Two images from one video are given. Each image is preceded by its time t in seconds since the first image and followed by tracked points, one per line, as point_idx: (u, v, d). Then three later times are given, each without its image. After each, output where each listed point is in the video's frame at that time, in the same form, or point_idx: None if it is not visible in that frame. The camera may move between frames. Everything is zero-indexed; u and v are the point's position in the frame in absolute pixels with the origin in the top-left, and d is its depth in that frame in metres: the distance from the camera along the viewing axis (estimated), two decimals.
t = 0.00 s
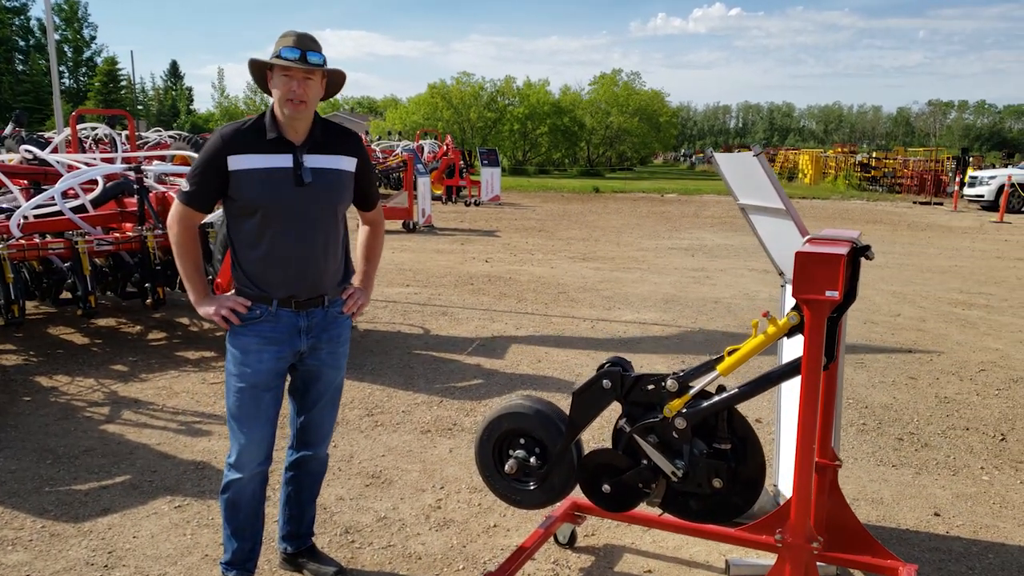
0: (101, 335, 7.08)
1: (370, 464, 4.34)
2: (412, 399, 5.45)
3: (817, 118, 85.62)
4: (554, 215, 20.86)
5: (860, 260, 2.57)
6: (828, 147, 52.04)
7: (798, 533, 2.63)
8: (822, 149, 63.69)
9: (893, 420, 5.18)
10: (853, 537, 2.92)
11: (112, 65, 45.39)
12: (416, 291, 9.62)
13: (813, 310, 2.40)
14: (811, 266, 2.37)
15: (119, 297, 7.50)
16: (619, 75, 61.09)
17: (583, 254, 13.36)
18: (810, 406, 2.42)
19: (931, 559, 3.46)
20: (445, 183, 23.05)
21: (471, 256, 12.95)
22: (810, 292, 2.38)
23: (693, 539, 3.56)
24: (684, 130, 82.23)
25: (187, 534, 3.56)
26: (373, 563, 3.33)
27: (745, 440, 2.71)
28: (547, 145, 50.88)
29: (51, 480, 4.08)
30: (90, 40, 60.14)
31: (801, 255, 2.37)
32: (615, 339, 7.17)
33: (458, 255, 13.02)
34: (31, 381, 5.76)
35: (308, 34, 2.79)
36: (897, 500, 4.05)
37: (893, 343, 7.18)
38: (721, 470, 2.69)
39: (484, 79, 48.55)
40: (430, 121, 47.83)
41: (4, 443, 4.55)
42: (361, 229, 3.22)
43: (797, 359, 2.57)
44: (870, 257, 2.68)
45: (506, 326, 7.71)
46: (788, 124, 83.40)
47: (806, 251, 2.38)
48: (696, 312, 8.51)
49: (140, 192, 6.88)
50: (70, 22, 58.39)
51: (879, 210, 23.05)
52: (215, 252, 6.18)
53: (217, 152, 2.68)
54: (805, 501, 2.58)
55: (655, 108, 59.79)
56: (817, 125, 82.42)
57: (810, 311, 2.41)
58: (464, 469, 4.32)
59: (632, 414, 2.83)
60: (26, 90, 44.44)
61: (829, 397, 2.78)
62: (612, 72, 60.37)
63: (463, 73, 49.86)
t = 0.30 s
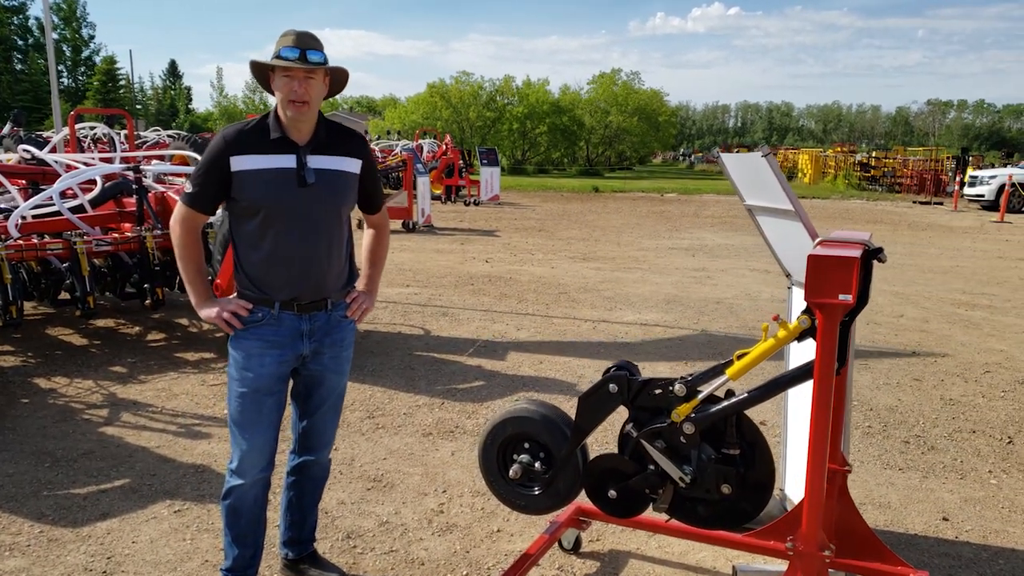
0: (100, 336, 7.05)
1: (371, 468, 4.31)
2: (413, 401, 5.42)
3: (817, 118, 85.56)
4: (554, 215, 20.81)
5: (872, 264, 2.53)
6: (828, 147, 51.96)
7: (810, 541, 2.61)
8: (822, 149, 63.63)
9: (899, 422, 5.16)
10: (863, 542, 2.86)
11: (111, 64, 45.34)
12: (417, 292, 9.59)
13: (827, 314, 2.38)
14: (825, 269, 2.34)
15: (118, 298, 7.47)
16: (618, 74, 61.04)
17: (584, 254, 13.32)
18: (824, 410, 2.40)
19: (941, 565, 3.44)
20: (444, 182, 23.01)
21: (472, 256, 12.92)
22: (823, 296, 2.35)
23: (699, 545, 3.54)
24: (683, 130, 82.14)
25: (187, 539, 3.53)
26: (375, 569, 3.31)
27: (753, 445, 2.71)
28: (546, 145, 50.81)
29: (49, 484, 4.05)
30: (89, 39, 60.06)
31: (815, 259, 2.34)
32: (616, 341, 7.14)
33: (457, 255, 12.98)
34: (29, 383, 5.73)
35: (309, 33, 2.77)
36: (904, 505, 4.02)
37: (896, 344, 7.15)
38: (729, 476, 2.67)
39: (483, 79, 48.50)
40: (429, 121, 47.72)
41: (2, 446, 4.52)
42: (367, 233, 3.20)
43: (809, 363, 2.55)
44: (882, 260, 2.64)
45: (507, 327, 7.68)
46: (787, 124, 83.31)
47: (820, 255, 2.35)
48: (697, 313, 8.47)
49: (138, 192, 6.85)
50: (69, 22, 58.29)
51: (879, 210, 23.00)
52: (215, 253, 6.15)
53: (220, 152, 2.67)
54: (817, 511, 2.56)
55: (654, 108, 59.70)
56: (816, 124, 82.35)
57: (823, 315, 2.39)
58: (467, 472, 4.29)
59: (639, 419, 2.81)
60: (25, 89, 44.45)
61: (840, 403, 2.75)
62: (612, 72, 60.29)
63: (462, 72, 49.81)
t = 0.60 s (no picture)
0: (107, 337, 7.06)
1: (381, 469, 4.32)
2: (422, 401, 5.42)
3: (818, 117, 85.48)
4: (556, 215, 20.80)
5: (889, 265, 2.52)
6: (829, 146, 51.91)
7: (827, 542, 2.62)
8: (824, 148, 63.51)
9: (907, 422, 5.16)
10: (877, 542, 2.85)
11: (111, 63, 45.39)
12: (421, 292, 9.60)
13: (845, 316, 2.39)
14: (843, 271, 2.35)
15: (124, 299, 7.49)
16: (619, 74, 61.05)
17: (587, 254, 13.31)
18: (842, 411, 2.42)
19: (954, 565, 3.44)
20: (445, 182, 23.01)
21: (475, 256, 12.92)
22: (841, 298, 2.36)
23: (711, 545, 3.55)
24: (684, 129, 82.07)
25: (200, 540, 3.54)
26: (388, 570, 3.31)
27: (768, 447, 2.71)
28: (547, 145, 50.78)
29: (60, 485, 4.06)
30: (90, 40, 60.11)
31: (833, 260, 2.35)
32: (621, 341, 7.14)
33: (461, 255, 12.98)
34: (37, 383, 5.75)
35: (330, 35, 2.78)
36: (915, 505, 4.02)
37: (902, 345, 7.14)
38: (745, 477, 2.69)
39: (484, 78, 48.48)
40: (430, 120, 47.67)
41: (11, 446, 4.53)
42: (382, 233, 3.20)
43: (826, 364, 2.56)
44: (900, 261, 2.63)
45: (513, 327, 7.68)
46: (789, 123, 83.19)
47: (838, 257, 2.36)
48: (702, 313, 8.47)
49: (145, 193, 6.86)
50: (70, 22, 58.32)
51: (881, 210, 23.00)
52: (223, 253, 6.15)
53: (240, 154, 2.66)
54: (835, 511, 2.57)
55: (655, 107, 59.63)
56: (818, 124, 82.26)
57: (841, 317, 2.40)
58: (477, 473, 4.30)
59: (653, 420, 2.82)
60: (25, 89, 44.46)
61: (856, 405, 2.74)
62: (613, 71, 60.23)
63: (462, 72, 49.78)
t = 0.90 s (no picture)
0: (115, 337, 7.08)
1: (393, 468, 4.33)
2: (431, 401, 5.44)
3: (820, 116, 85.39)
4: (558, 215, 20.79)
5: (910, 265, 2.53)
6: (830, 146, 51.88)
7: (848, 540, 2.62)
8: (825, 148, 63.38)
9: (916, 422, 5.16)
10: (894, 542, 2.85)
11: (112, 63, 45.41)
12: (427, 292, 9.61)
13: (866, 315, 2.41)
14: (865, 270, 2.36)
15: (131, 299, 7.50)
16: (620, 73, 61.05)
17: (590, 254, 13.31)
18: (863, 410, 2.44)
19: (967, 564, 3.44)
20: (447, 182, 23.01)
21: (479, 256, 12.93)
22: (862, 297, 2.38)
23: (725, 545, 3.56)
24: (686, 129, 82.02)
25: (214, 540, 3.56)
26: (403, 569, 3.32)
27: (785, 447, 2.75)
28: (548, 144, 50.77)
29: (72, 485, 4.08)
30: (91, 40, 60.10)
31: (855, 260, 2.37)
32: (627, 342, 7.14)
33: (464, 255, 12.99)
34: (46, 384, 5.76)
35: (353, 37, 2.77)
36: (926, 504, 4.03)
37: (909, 344, 7.14)
38: (763, 476, 2.72)
39: (485, 78, 48.47)
40: (431, 121, 47.63)
41: (23, 447, 4.54)
42: (402, 233, 3.21)
43: (845, 365, 2.59)
44: (920, 261, 2.64)
45: (520, 327, 7.69)
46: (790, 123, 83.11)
47: (860, 256, 2.37)
48: (707, 313, 8.48)
49: (152, 192, 6.87)
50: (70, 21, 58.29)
51: (883, 209, 22.99)
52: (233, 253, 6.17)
53: (262, 155, 2.68)
54: (855, 510, 2.58)
55: (657, 107, 59.58)
56: (819, 123, 82.20)
57: (862, 317, 2.42)
58: (489, 472, 4.31)
59: (671, 420, 2.86)
60: (25, 89, 44.43)
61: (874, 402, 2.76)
62: (613, 71, 60.21)
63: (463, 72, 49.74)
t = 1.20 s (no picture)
0: (113, 338, 7.07)
1: (395, 468, 4.34)
2: (431, 401, 5.44)
3: (815, 115, 85.54)
4: (555, 214, 20.81)
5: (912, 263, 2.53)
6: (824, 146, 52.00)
7: (851, 538, 2.63)
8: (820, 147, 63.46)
9: (914, 419, 5.18)
10: (895, 540, 2.86)
11: (105, 63, 45.28)
12: (425, 292, 9.62)
13: (870, 313, 2.43)
14: (868, 269, 2.38)
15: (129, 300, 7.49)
16: (615, 73, 61.15)
17: (587, 254, 13.33)
18: (866, 408, 2.47)
19: (967, 561, 3.46)
20: (443, 182, 23.01)
21: (476, 256, 12.93)
22: (867, 296, 2.40)
23: (728, 543, 3.58)
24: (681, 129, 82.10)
25: (216, 541, 3.56)
26: (407, 569, 3.33)
27: (787, 445, 2.77)
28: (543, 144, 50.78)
29: (72, 487, 4.08)
30: (85, 40, 59.93)
31: (858, 258, 2.38)
32: (625, 341, 7.15)
33: (462, 255, 13.00)
34: (44, 385, 5.76)
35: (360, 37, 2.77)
36: (925, 501, 4.04)
37: (906, 342, 7.16)
38: (766, 474, 2.73)
39: (481, 78, 48.45)
40: (426, 120, 47.60)
41: (21, 449, 4.54)
42: (407, 233, 3.22)
43: (848, 363, 2.60)
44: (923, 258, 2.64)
45: (518, 326, 7.70)
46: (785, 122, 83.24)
47: (863, 255, 2.39)
48: (704, 312, 8.49)
49: (149, 192, 6.87)
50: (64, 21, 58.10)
51: (877, 208, 23.05)
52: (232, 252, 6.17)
53: (271, 154, 2.67)
54: (859, 509, 2.59)
55: (652, 107, 59.63)
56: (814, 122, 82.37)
57: (866, 315, 2.44)
58: (491, 472, 4.32)
59: (674, 418, 2.87)
60: (18, 89, 44.27)
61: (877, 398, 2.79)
62: (609, 71, 60.27)
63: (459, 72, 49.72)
